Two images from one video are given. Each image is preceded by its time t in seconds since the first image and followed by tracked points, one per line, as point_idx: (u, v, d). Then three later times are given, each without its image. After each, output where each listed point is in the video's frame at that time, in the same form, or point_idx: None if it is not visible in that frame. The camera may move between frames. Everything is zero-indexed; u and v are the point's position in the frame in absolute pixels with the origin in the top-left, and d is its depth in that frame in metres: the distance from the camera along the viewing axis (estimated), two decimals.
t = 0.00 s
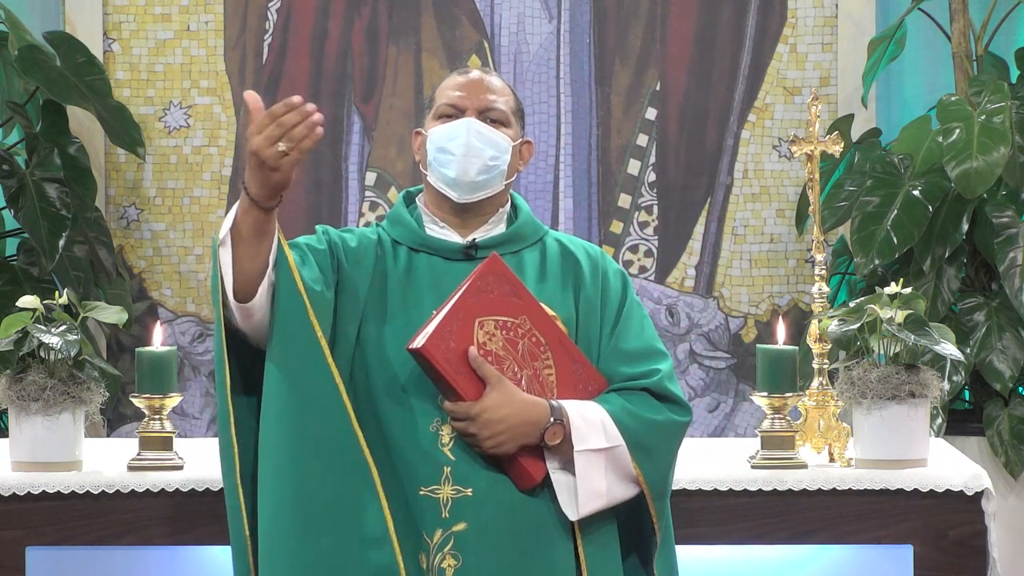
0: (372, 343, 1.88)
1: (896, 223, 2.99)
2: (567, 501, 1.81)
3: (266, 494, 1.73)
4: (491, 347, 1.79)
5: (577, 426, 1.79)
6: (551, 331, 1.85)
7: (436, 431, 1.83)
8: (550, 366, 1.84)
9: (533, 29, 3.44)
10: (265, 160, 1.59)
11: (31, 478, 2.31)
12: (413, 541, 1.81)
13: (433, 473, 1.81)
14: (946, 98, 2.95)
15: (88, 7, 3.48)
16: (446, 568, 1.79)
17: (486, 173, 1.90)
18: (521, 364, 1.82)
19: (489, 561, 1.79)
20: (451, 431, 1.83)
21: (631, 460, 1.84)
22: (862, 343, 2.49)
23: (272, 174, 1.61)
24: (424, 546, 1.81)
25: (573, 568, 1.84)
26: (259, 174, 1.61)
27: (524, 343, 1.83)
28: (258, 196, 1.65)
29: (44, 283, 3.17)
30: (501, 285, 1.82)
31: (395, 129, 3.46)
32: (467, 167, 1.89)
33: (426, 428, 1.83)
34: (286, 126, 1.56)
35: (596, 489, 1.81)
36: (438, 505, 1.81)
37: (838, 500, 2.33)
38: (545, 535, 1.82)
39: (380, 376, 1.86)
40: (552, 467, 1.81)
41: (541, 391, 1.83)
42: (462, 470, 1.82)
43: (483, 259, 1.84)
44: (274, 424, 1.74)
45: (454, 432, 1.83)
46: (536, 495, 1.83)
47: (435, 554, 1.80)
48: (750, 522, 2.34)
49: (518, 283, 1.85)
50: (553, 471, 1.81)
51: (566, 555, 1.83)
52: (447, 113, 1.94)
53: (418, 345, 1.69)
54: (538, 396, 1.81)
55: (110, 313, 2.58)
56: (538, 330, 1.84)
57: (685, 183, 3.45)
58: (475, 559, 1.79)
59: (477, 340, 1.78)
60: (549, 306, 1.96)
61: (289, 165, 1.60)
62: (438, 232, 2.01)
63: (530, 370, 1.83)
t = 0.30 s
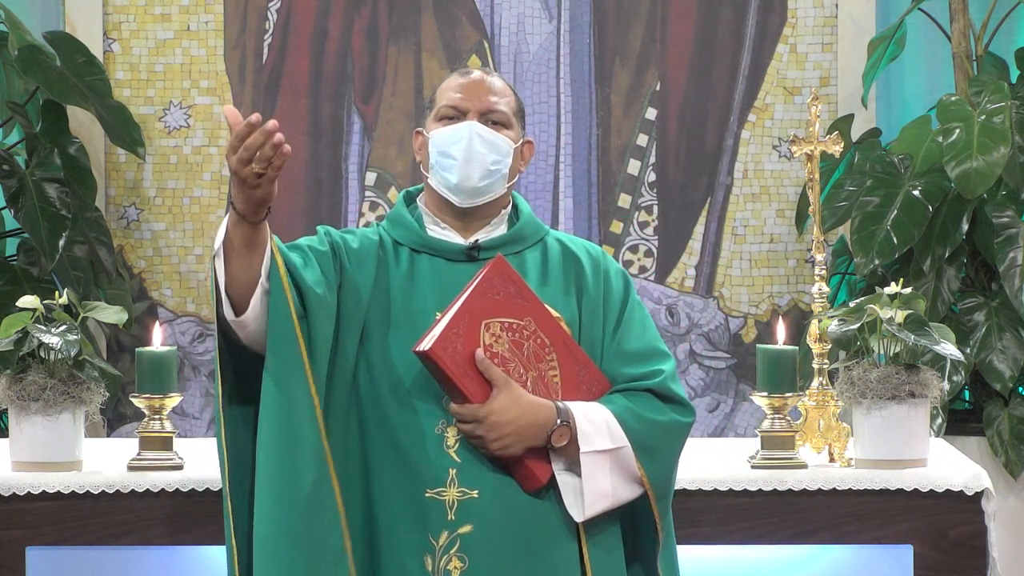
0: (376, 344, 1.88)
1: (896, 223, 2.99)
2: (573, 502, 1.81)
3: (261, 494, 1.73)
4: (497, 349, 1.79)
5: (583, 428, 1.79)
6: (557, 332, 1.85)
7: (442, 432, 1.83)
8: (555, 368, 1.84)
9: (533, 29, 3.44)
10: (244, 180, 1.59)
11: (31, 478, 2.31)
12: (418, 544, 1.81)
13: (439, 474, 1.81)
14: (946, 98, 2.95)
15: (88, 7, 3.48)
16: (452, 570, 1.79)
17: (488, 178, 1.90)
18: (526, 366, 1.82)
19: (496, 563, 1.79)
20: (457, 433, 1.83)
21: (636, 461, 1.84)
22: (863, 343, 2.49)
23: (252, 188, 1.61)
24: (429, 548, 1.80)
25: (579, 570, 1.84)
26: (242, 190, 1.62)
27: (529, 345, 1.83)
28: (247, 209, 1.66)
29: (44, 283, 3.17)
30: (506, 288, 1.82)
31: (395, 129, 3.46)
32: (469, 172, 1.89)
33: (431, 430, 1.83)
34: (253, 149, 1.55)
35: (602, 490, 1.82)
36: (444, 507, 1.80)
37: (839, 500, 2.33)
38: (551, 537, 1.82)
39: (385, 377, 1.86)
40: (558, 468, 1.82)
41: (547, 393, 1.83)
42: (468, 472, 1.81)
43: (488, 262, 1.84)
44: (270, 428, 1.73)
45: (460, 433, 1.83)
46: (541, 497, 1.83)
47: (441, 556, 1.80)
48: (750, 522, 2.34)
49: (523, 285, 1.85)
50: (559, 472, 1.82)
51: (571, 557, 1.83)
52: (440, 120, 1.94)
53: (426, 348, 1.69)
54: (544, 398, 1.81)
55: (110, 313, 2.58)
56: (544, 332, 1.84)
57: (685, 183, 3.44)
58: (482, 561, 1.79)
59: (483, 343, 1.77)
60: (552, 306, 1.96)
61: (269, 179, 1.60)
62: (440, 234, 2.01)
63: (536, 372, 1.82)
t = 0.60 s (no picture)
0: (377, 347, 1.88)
1: (896, 223, 2.99)
2: (575, 503, 1.82)
3: (252, 504, 1.72)
4: (498, 352, 1.79)
5: (585, 429, 1.80)
6: (558, 334, 1.84)
7: (444, 436, 1.83)
8: (556, 370, 1.84)
9: (533, 29, 3.44)
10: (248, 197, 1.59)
11: (31, 478, 2.31)
12: (420, 548, 1.80)
13: (441, 477, 1.81)
14: (946, 98, 2.95)
15: (87, 7, 3.48)
16: (455, 573, 1.79)
17: (488, 180, 1.91)
18: (528, 369, 1.82)
19: (500, 566, 1.79)
20: (459, 437, 1.83)
21: (638, 462, 1.84)
22: (862, 343, 2.49)
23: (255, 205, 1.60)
24: (433, 552, 1.80)
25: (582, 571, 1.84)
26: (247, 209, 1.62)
27: (530, 346, 1.83)
28: (248, 222, 1.65)
29: (44, 283, 3.17)
30: (508, 291, 1.82)
31: (395, 129, 3.46)
32: (469, 175, 1.89)
33: (433, 433, 1.83)
34: (254, 166, 1.54)
35: (606, 491, 1.82)
36: (447, 510, 1.80)
37: (839, 500, 2.33)
38: (554, 539, 1.82)
39: (385, 381, 1.86)
40: (561, 470, 1.82)
41: (548, 395, 1.83)
42: (470, 475, 1.82)
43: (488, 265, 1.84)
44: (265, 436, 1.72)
45: (462, 437, 1.83)
46: (544, 499, 1.83)
47: (445, 560, 1.79)
48: (750, 521, 2.34)
49: (524, 287, 1.84)
50: (561, 474, 1.82)
51: (575, 559, 1.83)
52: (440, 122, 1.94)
53: (426, 352, 1.69)
54: (545, 400, 1.81)
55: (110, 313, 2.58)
56: (545, 334, 1.84)
57: (685, 183, 3.44)
58: (485, 564, 1.79)
59: (484, 346, 1.77)
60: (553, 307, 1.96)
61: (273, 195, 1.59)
62: (441, 235, 2.01)
63: (537, 374, 1.82)
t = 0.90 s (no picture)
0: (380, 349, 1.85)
1: (896, 223, 2.99)
2: (578, 504, 1.81)
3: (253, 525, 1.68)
4: (503, 351, 1.79)
5: (589, 430, 1.79)
6: (563, 334, 1.85)
7: (446, 436, 1.82)
8: (561, 370, 1.84)
9: (533, 29, 3.44)
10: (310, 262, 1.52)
11: (30, 478, 2.31)
12: (423, 548, 1.79)
13: (444, 477, 1.80)
14: (946, 98, 2.95)
15: (88, 7, 3.48)
16: (459, 573, 1.78)
17: (491, 174, 1.90)
18: (532, 368, 1.82)
19: (504, 566, 1.79)
20: (462, 436, 1.83)
21: (641, 464, 1.84)
22: (862, 343, 2.49)
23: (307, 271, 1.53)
24: (436, 552, 1.79)
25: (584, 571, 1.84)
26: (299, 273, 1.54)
27: (535, 347, 1.83)
28: (291, 287, 1.57)
29: (44, 283, 3.17)
30: (512, 290, 1.82)
31: (395, 129, 3.46)
32: (471, 170, 1.89)
33: (436, 433, 1.82)
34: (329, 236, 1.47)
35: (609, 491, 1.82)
36: (450, 510, 1.80)
37: (839, 500, 2.33)
38: (557, 539, 1.82)
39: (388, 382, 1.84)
40: (564, 470, 1.82)
41: (552, 395, 1.83)
42: (473, 475, 1.81)
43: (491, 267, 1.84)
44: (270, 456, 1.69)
45: (465, 436, 1.82)
46: (546, 499, 1.83)
47: (448, 560, 1.79)
48: (750, 521, 2.34)
49: (529, 287, 1.85)
50: (564, 474, 1.82)
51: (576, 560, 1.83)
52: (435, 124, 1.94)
53: (431, 350, 1.69)
54: (549, 400, 1.81)
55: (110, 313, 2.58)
56: (550, 334, 1.84)
57: (685, 183, 3.44)
58: (489, 564, 1.78)
59: (489, 345, 1.77)
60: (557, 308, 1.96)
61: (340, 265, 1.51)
62: (445, 234, 2.01)
63: (542, 374, 1.83)
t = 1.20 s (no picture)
0: (374, 354, 1.93)
1: (896, 223, 2.99)
2: (576, 505, 1.83)
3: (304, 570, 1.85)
4: (499, 354, 1.78)
5: (586, 431, 1.79)
6: (559, 335, 1.84)
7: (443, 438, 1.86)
8: (558, 372, 1.84)
9: (533, 29, 3.45)
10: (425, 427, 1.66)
11: (31, 478, 2.31)
12: (422, 552, 1.82)
13: (441, 481, 1.84)
14: (946, 98, 2.95)
15: (88, 7, 3.48)
16: None
17: (480, 174, 1.92)
18: (529, 370, 1.81)
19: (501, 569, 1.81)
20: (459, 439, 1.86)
21: (639, 463, 1.85)
22: (862, 343, 2.49)
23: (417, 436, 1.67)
24: (434, 556, 1.81)
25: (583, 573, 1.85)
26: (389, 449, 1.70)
27: (531, 348, 1.82)
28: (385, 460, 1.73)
29: (44, 282, 3.17)
30: (508, 293, 1.82)
31: (395, 129, 3.46)
32: (461, 173, 1.91)
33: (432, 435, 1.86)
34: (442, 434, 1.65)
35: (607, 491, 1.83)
36: (448, 514, 1.83)
37: (839, 500, 2.33)
38: (553, 542, 1.84)
39: (381, 385, 1.91)
40: (561, 472, 1.83)
41: (548, 397, 1.83)
42: (471, 479, 1.84)
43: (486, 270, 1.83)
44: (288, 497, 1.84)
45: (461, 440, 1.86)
46: (544, 501, 1.85)
47: (447, 564, 1.81)
48: (750, 521, 2.34)
49: (525, 288, 1.84)
50: (562, 476, 1.83)
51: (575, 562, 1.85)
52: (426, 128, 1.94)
53: (426, 355, 1.69)
54: (545, 402, 1.80)
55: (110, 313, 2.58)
56: (546, 335, 1.83)
57: (685, 183, 3.44)
58: (487, 567, 1.81)
59: (485, 348, 1.77)
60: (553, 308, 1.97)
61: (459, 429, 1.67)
62: (440, 237, 2.03)
63: (538, 376, 1.82)
